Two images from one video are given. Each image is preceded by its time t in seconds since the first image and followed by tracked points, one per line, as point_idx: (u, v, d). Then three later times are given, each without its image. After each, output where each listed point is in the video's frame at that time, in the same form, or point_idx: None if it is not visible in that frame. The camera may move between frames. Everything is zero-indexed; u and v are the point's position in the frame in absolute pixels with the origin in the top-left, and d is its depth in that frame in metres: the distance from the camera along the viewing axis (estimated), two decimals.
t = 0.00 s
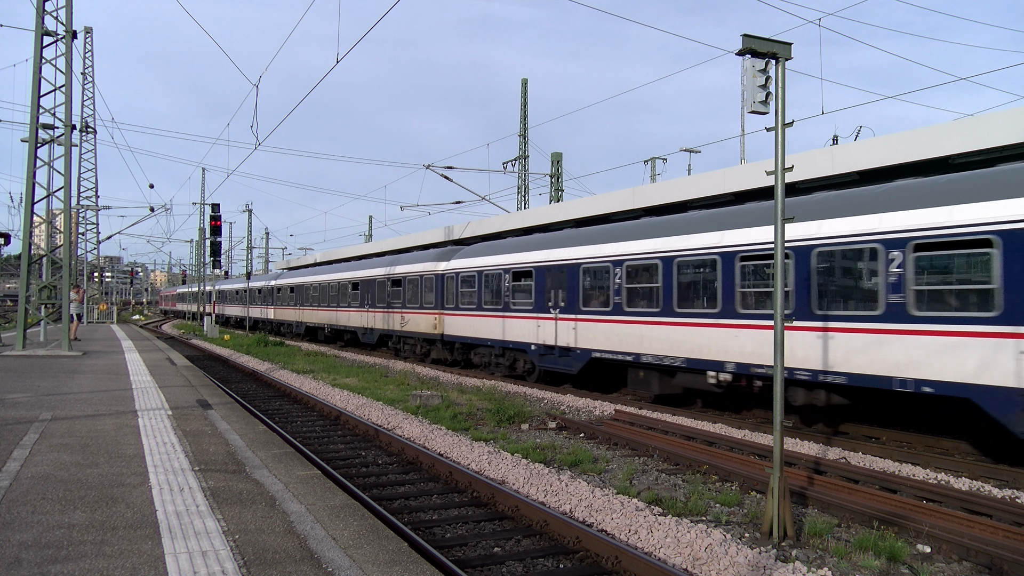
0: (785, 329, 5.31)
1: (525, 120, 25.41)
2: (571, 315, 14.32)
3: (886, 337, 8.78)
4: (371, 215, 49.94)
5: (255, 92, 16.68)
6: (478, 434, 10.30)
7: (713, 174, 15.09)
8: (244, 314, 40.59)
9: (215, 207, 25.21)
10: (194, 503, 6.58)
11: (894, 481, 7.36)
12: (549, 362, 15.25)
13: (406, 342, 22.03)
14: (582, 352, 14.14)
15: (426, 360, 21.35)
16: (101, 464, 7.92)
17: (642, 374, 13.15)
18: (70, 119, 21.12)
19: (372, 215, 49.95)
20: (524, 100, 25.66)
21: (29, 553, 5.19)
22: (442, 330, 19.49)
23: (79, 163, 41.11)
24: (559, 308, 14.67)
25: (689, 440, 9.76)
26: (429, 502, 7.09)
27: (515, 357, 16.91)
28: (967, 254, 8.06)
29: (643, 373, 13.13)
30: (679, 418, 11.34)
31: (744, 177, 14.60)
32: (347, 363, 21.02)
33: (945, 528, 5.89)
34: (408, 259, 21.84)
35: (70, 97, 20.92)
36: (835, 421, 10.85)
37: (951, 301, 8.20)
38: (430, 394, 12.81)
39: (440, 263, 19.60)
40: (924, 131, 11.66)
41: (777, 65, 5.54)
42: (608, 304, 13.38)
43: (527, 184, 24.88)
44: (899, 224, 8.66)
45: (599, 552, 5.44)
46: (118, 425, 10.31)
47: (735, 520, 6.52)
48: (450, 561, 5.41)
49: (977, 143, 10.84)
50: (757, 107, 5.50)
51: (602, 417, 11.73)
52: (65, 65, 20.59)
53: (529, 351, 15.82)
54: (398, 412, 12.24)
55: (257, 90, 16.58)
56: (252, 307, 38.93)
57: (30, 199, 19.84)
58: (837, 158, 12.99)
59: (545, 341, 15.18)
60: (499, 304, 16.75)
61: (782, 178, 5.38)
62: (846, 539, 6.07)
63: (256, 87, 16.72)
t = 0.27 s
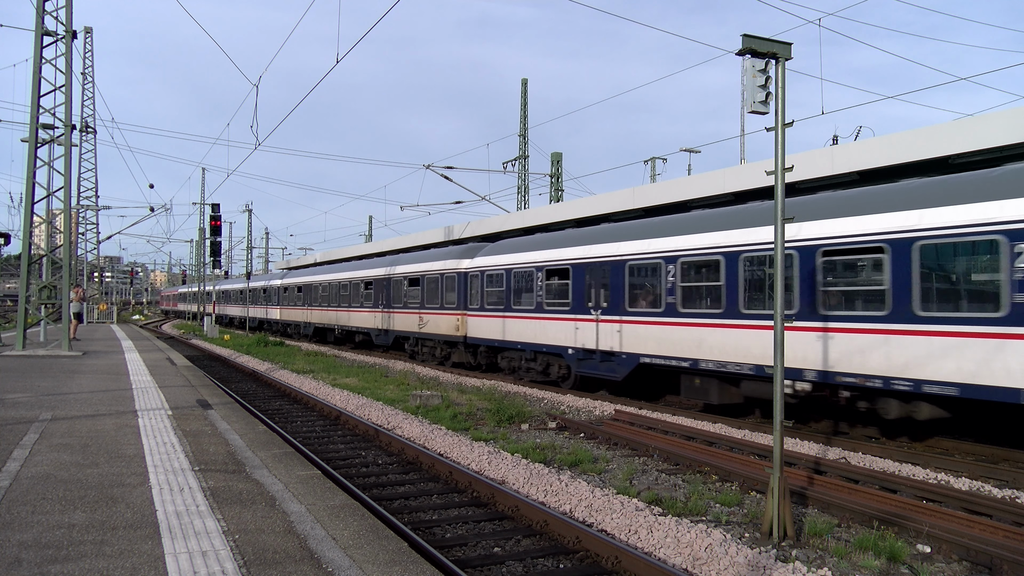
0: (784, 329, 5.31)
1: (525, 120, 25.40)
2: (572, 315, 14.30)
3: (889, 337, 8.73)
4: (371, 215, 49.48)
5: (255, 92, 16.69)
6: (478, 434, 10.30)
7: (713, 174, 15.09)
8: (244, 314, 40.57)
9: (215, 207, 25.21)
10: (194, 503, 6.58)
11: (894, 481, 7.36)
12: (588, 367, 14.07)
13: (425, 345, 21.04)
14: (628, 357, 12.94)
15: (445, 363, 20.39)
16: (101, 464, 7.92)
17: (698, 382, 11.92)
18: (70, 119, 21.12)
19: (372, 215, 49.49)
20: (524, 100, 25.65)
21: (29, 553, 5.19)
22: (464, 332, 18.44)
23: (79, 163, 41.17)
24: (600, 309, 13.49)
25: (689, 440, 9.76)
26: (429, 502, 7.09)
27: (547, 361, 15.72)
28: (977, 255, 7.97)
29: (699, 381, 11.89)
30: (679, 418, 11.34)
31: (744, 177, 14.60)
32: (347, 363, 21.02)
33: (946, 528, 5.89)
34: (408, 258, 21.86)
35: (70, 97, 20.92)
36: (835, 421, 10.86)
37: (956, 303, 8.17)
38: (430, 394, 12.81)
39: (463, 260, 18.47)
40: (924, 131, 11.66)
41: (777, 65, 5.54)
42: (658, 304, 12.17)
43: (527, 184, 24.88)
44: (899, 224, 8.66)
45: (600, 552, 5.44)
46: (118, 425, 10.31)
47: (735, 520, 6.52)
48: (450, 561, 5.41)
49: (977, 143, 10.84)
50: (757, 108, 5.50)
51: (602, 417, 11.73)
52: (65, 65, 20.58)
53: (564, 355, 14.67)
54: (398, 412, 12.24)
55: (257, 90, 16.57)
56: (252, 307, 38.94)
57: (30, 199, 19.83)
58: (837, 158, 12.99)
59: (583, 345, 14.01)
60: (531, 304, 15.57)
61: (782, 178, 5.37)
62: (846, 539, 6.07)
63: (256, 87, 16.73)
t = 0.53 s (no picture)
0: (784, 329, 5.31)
1: (525, 120, 25.40)
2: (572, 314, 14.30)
3: (885, 337, 8.77)
4: (371, 215, 48.95)
5: (255, 92, 16.69)
6: (478, 434, 10.30)
7: (713, 174, 15.09)
8: (244, 314, 40.58)
9: (215, 207, 25.21)
10: (194, 503, 6.58)
11: (894, 481, 7.36)
12: (637, 373, 12.82)
13: (445, 348, 19.68)
14: (684, 363, 11.69)
15: (467, 367, 19.07)
16: (101, 464, 7.92)
17: (766, 392, 10.77)
18: (70, 119, 21.12)
19: (372, 215, 48.97)
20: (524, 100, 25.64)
21: (29, 553, 5.19)
22: (491, 334, 17.20)
23: (79, 164, 41.35)
24: (649, 309, 12.32)
25: (689, 440, 9.76)
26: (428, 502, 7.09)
27: (586, 366, 14.56)
28: (960, 254, 8.12)
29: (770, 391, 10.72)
30: (679, 418, 11.35)
31: (743, 177, 14.60)
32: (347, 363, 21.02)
33: (946, 528, 5.89)
34: (408, 258, 21.86)
35: (70, 97, 20.92)
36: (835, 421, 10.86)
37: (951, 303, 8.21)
38: (430, 394, 12.81)
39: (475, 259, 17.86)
40: (924, 131, 11.66)
41: (777, 65, 5.55)
42: (687, 304, 11.55)
43: (527, 184, 24.89)
44: (899, 224, 8.67)
45: (600, 552, 5.44)
46: (118, 425, 10.31)
47: (735, 520, 6.52)
48: (449, 561, 5.40)
49: (977, 143, 10.84)
50: (757, 107, 5.50)
51: (602, 417, 11.74)
52: (65, 65, 20.58)
53: (608, 360, 13.47)
54: (398, 412, 12.24)
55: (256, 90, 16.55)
56: (252, 307, 38.95)
57: (30, 199, 19.84)
58: (837, 158, 12.98)
59: (630, 349, 12.83)
60: (568, 305, 14.39)
61: (782, 178, 5.37)
62: (846, 539, 6.07)
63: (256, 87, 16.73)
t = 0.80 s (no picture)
0: (784, 330, 5.31)
1: (525, 120, 25.41)
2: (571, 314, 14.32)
3: (883, 337, 8.79)
4: (371, 215, 50.31)
5: (256, 93, 16.71)
6: (478, 434, 10.30)
7: (713, 175, 15.10)
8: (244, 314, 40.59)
9: (215, 206, 25.20)
10: (194, 503, 6.58)
11: (894, 481, 7.36)
12: (693, 381, 11.60)
13: (468, 350, 18.50)
14: (683, 363, 11.69)
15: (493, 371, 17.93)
16: (101, 464, 7.92)
17: (852, 403, 9.56)
18: (70, 119, 21.11)
19: (372, 216, 50.33)
20: (524, 100, 25.65)
21: (29, 553, 5.19)
22: (520, 336, 16.07)
23: (79, 164, 41.34)
24: (710, 310, 11.10)
25: (689, 440, 9.75)
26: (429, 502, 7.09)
27: (631, 372, 13.30)
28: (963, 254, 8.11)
29: (855, 402, 9.53)
30: (679, 418, 11.34)
31: (743, 178, 14.60)
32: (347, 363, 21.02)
33: (945, 528, 5.89)
34: (408, 258, 21.89)
35: (70, 97, 20.91)
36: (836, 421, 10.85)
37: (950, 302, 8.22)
38: (430, 394, 12.81)
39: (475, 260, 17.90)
40: (924, 131, 11.66)
41: (777, 65, 5.55)
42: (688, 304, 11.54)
43: (527, 184, 24.90)
44: (898, 224, 8.68)
45: (599, 552, 5.44)
46: (117, 425, 10.31)
47: (735, 520, 6.52)
48: (450, 561, 5.41)
49: (977, 143, 10.82)
50: (757, 107, 5.50)
51: (602, 417, 11.74)
52: (65, 65, 20.59)
53: (659, 366, 12.19)
54: (398, 412, 12.24)
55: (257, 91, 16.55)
56: (252, 307, 38.96)
57: (30, 199, 19.83)
58: (837, 158, 12.97)
59: (686, 353, 11.58)
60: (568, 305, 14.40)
61: (782, 178, 5.38)
62: (846, 539, 6.07)
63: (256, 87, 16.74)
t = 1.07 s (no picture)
0: (784, 330, 5.30)
1: (525, 120, 25.42)
2: (571, 314, 14.34)
3: (881, 337, 8.82)
4: (371, 215, 50.05)
5: (256, 92, 16.73)
6: (478, 434, 10.30)
7: (713, 175, 15.10)
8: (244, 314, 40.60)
9: (215, 206, 25.20)
10: (194, 503, 6.58)
11: (894, 480, 7.36)
12: (761, 391, 10.47)
13: (495, 354, 17.36)
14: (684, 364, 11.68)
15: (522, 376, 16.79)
16: (101, 464, 7.92)
17: (960, 417, 8.45)
18: (70, 119, 21.12)
19: (372, 216, 50.06)
20: (524, 100, 25.65)
21: (29, 553, 5.19)
22: (555, 339, 14.93)
23: (79, 164, 41.35)
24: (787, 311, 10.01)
25: (689, 439, 9.76)
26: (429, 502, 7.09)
27: (686, 380, 12.09)
28: (964, 254, 8.09)
29: (964, 416, 8.41)
30: (679, 418, 11.35)
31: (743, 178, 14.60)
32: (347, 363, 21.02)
33: (945, 528, 5.89)
34: (408, 258, 21.89)
35: (70, 97, 20.91)
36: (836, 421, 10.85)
37: (948, 302, 8.23)
38: (430, 394, 12.81)
39: (475, 260, 17.93)
40: (925, 131, 11.66)
41: (777, 65, 5.55)
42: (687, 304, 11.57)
43: (527, 184, 24.90)
44: (897, 224, 8.68)
45: (600, 552, 5.44)
46: (117, 425, 10.31)
47: (735, 520, 6.53)
48: (450, 561, 5.40)
49: (977, 142, 10.82)
50: (757, 108, 5.50)
51: (602, 417, 11.74)
52: (65, 64, 20.59)
53: (721, 373, 11.00)
54: (398, 412, 12.24)
55: (257, 90, 16.57)
56: (252, 307, 38.97)
57: (30, 199, 19.83)
58: (837, 158, 12.97)
59: (686, 353, 11.59)
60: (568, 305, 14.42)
61: (782, 178, 5.38)
62: (846, 539, 6.07)
63: (256, 86, 16.75)
